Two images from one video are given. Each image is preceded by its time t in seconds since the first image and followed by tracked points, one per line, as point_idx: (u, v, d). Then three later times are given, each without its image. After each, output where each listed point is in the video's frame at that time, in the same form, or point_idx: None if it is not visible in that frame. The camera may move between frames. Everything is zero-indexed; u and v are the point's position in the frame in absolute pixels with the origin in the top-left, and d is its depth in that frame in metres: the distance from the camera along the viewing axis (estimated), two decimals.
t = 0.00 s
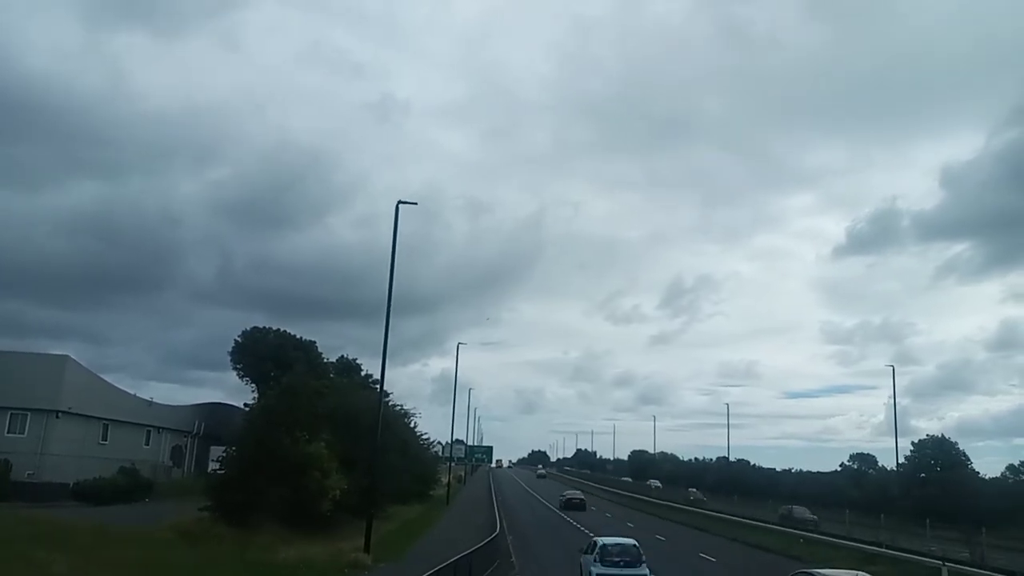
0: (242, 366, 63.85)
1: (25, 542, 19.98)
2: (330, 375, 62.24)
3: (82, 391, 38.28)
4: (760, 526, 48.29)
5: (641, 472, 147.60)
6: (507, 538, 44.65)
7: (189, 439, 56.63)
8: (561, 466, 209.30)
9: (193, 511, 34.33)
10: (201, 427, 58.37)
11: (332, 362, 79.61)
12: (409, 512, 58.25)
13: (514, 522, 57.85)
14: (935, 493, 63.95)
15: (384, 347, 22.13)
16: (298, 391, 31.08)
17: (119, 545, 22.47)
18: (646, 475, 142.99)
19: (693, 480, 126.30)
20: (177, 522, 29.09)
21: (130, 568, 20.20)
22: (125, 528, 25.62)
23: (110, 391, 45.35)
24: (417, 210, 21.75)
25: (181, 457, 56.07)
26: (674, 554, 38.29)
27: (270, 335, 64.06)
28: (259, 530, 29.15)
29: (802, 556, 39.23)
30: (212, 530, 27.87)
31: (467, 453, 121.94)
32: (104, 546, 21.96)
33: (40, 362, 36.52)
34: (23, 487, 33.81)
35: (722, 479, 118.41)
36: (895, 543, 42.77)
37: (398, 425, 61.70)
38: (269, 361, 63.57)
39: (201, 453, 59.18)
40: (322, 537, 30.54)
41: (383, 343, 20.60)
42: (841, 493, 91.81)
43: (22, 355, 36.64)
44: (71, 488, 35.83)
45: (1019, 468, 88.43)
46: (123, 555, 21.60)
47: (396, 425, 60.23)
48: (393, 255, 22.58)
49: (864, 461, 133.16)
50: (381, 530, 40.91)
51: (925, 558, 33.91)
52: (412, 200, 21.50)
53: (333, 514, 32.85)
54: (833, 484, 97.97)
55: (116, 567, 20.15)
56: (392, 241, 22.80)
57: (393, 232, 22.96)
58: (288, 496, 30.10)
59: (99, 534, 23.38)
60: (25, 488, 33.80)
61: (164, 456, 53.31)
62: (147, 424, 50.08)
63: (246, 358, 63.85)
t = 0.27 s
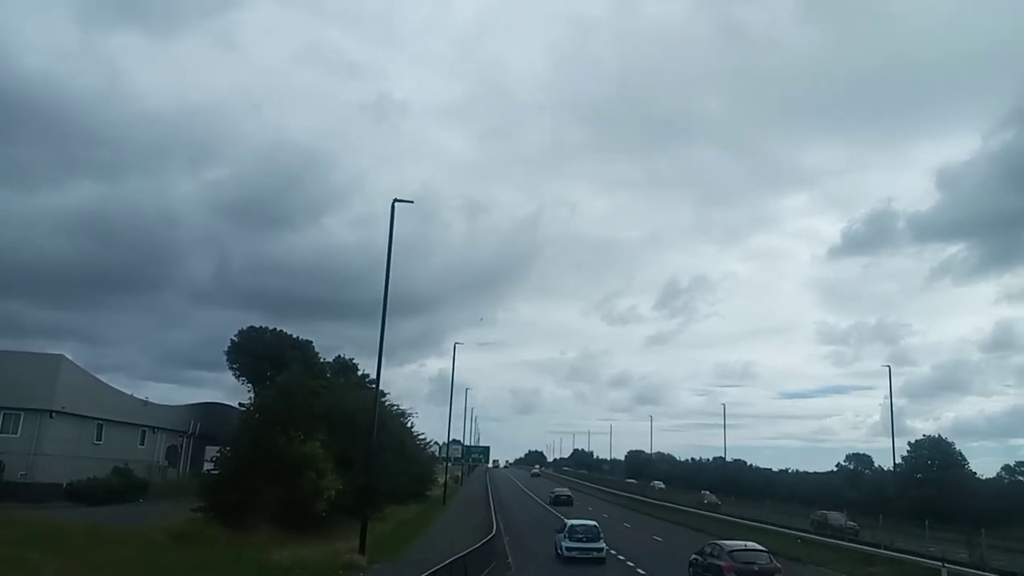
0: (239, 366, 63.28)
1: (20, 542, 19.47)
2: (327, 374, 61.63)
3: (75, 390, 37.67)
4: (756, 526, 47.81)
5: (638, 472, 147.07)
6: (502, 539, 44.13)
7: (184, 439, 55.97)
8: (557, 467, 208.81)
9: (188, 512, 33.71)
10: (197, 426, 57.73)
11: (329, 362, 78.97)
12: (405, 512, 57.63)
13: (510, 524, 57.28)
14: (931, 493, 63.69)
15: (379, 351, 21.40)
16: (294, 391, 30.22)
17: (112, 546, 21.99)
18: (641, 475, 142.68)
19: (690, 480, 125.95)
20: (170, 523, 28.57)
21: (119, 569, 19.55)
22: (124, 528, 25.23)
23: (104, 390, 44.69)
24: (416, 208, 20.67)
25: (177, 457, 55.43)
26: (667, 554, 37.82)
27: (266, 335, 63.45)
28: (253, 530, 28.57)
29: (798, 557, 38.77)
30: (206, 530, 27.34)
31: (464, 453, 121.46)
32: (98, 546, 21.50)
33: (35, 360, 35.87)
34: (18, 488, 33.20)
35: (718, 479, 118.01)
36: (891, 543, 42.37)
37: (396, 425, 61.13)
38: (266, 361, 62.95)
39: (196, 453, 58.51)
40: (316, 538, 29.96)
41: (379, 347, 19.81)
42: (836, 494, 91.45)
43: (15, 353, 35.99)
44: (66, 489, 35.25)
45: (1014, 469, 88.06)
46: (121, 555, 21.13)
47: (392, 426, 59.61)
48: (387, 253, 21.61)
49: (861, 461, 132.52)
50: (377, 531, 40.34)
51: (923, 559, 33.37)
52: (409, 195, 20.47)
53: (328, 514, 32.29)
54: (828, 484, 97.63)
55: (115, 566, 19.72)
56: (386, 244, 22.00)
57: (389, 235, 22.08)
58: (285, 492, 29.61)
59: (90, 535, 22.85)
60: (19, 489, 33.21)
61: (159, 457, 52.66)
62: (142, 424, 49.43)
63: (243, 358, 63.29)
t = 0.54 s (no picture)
0: (232, 364, 70.33)
1: (21, 544, 27.05)
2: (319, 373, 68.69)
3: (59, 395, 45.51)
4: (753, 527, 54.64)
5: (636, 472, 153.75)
6: (499, 540, 50.83)
7: (177, 440, 63.15)
8: (556, 466, 215.73)
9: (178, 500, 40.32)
10: (189, 427, 64.76)
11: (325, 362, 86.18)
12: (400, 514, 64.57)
13: (520, 524, 63.61)
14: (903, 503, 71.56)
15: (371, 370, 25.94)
16: (286, 391, 37.77)
17: (117, 543, 29.27)
18: (638, 475, 149.67)
19: (686, 480, 132.91)
20: (181, 514, 35.99)
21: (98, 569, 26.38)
22: (119, 524, 32.51)
23: (97, 394, 52.19)
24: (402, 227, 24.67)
25: (170, 457, 62.60)
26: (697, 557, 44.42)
27: (260, 334, 70.62)
28: (239, 527, 35.12)
29: (798, 560, 45.32)
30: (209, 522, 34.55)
31: (460, 454, 128.54)
32: (103, 548, 28.75)
33: (27, 368, 43.69)
34: (9, 490, 41.05)
35: (717, 480, 124.76)
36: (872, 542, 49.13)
37: (389, 426, 68.06)
38: (259, 360, 70.06)
39: (190, 453, 65.54)
40: (312, 539, 36.32)
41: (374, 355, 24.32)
42: (842, 495, 98.29)
43: (9, 360, 43.83)
44: (54, 489, 43.16)
45: (1008, 468, 94.14)
46: (117, 555, 28.18)
47: (387, 427, 66.54)
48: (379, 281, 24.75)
49: (857, 463, 139.96)
50: (371, 529, 47.25)
51: (912, 559, 40.82)
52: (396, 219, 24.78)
53: (320, 514, 39.14)
54: (827, 485, 104.56)
55: (99, 564, 26.80)
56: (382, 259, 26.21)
57: (385, 227, 26.57)
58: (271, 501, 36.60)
59: (84, 539, 29.79)
60: (10, 490, 41.05)
61: (152, 457, 59.85)
62: (134, 424, 56.73)
63: (236, 357, 70.34)
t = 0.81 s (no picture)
0: (223, 363, 69.73)
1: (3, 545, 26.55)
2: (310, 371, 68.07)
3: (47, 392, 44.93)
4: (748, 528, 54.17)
5: (628, 473, 153.21)
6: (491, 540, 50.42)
7: (167, 439, 62.53)
8: (548, 467, 215.02)
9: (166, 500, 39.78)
10: (180, 426, 64.17)
11: (317, 361, 85.58)
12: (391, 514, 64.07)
13: (511, 524, 62.98)
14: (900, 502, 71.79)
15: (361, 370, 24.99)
16: (276, 390, 37.02)
17: (99, 545, 28.74)
18: (631, 475, 149.40)
19: (679, 480, 132.66)
20: (167, 514, 35.44)
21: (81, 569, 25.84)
22: (103, 525, 32.01)
23: (86, 392, 51.57)
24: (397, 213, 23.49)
25: (160, 456, 61.98)
26: (691, 558, 43.89)
27: (252, 332, 69.93)
28: (226, 529, 34.50)
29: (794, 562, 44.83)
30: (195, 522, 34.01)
31: (452, 453, 127.98)
32: (84, 549, 28.22)
33: (14, 365, 43.15)
34: None
35: (709, 480, 124.37)
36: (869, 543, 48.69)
37: (382, 426, 67.50)
38: (250, 358, 69.45)
39: (179, 452, 64.93)
40: (301, 541, 35.84)
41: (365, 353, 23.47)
42: (836, 495, 97.94)
43: None
44: (40, 488, 42.50)
45: (999, 469, 94.07)
46: (97, 557, 27.65)
47: (379, 427, 65.98)
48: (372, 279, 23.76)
49: (849, 463, 140.13)
50: (362, 530, 46.74)
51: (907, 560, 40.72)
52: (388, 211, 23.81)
53: (310, 515, 38.61)
54: (821, 485, 104.27)
55: (80, 566, 26.29)
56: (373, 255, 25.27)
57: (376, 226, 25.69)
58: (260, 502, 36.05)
59: (67, 539, 29.23)
60: None
61: (141, 456, 59.21)
62: (123, 423, 56.13)
63: (227, 355, 69.77)
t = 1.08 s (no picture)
0: (217, 361, 69.34)
1: None
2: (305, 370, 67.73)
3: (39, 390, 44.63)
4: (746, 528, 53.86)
5: (625, 472, 152.75)
6: (488, 541, 50.07)
7: (161, 438, 62.17)
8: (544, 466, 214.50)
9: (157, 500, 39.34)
10: (173, 425, 63.82)
11: (313, 360, 85.18)
12: (386, 514, 63.79)
13: (507, 523, 62.63)
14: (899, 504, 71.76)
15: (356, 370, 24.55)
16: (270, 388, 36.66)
17: (91, 545, 28.39)
18: (628, 475, 149.08)
19: (676, 479, 132.32)
20: (159, 514, 35.08)
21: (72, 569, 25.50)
22: (94, 525, 31.67)
23: (78, 390, 51.23)
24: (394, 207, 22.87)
25: (154, 455, 61.61)
26: (687, 558, 43.63)
27: (246, 331, 69.54)
28: (219, 529, 34.15)
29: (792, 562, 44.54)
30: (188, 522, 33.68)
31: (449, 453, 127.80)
32: (77, 549, 27.86)
33: (6, 363, 42.84)
34: None
35: (706, 480, 123.97)
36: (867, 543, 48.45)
37: (377, 425, 67.18)
38: (244, 357, 69.10)
39: (173, 452, 64.58)
40: (295, 541, 35.60)
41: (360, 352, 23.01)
42: (834, 495, 97.54)
43: None
44: (31, 488, 42.17)
45: (995, 468, 93.87)
46: (89, 557, 27.32)
47: (375, 426, 65.67)
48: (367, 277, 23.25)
49: (845, 462, 139.92)
50: (357, 530, 46.45)
51: (908, 561, 40.29)
52: (383, 207, 23.29)
53: (304, 515, 38.37)
54: (818, 484, 103.92)
55: (72, 566, 25.97)
56: (368, 253, 24.80)
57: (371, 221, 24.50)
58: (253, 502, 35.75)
59: (58, 539, 28.88)
60: None
61: (135, 455, 58.86)
62: (117, 422, 55.77)
63: (220, 354, 69.43)
